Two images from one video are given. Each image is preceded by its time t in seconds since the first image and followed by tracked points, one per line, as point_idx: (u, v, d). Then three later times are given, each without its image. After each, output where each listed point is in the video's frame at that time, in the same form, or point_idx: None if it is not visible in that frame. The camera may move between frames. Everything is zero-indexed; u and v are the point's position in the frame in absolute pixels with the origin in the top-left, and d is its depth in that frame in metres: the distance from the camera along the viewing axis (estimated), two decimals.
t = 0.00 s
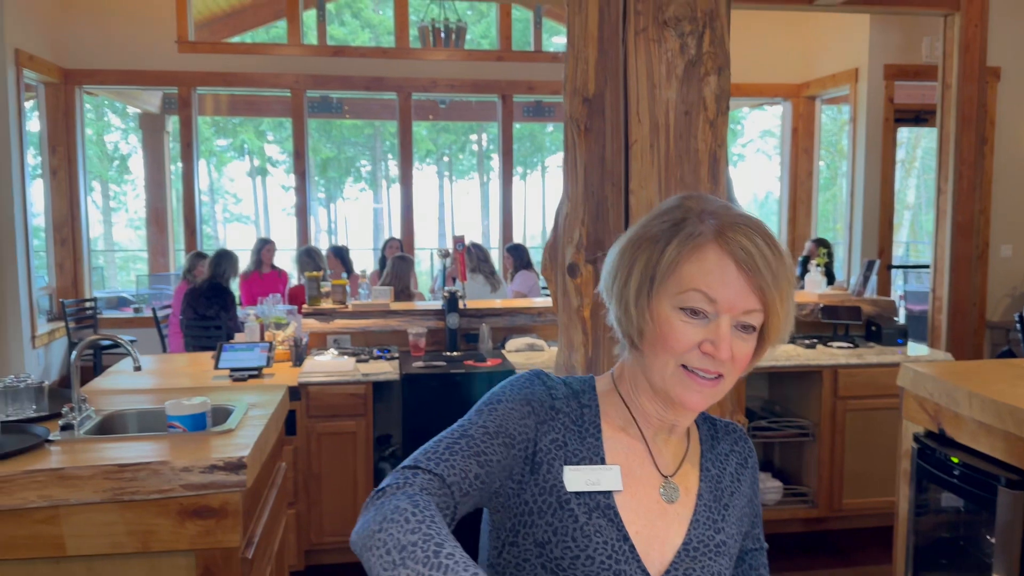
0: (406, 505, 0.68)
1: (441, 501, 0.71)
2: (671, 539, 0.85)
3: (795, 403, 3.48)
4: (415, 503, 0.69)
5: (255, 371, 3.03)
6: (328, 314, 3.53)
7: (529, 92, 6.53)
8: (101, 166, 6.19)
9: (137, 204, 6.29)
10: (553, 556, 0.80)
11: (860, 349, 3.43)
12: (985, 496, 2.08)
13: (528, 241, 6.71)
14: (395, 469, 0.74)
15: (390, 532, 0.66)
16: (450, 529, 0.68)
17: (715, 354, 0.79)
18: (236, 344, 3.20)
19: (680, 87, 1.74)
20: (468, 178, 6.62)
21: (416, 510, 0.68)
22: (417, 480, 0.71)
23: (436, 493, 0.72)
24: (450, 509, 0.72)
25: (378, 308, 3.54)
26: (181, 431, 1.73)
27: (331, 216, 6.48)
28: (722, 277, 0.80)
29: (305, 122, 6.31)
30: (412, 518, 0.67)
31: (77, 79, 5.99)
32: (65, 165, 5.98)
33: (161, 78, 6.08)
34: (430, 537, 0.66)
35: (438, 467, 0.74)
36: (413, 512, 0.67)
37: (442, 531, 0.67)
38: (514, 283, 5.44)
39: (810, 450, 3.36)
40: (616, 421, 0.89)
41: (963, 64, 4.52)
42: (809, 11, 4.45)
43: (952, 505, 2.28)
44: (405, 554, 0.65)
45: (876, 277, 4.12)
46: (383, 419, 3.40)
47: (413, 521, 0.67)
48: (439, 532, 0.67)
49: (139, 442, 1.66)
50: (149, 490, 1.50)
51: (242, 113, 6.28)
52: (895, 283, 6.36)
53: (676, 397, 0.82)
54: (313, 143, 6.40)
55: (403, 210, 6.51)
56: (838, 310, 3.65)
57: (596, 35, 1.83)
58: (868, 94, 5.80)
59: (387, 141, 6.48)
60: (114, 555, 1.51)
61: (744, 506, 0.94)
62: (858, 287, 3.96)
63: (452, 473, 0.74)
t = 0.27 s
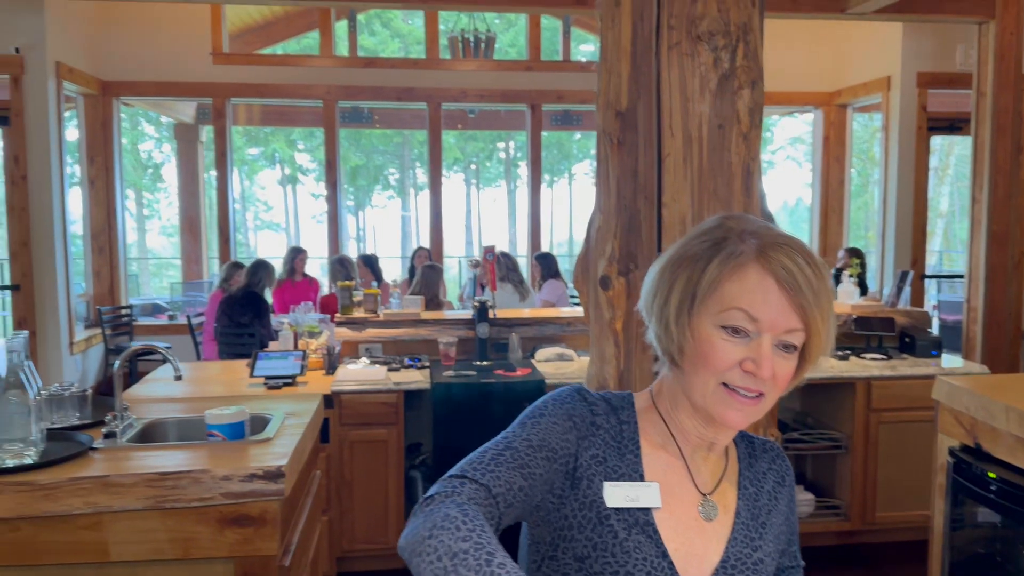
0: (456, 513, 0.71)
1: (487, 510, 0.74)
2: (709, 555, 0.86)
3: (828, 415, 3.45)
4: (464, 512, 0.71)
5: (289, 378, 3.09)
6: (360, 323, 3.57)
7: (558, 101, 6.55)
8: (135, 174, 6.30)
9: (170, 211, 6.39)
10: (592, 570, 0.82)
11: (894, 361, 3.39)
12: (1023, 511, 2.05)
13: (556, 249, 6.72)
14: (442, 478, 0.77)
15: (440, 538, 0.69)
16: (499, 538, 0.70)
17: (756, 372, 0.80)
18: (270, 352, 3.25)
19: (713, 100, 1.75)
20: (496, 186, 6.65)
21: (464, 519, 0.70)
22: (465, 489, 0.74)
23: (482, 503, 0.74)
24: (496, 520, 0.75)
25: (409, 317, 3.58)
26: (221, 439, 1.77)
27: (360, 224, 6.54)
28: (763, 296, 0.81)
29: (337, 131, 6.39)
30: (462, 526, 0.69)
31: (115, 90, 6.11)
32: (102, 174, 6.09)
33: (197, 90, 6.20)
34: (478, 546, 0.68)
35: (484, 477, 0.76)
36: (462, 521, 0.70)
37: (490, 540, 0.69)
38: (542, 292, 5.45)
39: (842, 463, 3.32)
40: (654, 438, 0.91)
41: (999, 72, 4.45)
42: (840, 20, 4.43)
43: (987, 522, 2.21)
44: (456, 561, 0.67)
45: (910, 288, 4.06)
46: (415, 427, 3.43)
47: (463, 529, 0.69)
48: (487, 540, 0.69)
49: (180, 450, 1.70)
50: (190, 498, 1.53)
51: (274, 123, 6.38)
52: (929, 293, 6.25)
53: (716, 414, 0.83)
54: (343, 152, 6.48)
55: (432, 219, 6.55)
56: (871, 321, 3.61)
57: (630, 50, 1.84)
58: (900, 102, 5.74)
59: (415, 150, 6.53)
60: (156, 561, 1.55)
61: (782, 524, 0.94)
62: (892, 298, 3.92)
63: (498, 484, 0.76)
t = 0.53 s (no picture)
0: (506, 524, 0.73)
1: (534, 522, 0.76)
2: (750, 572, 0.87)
3: (862, 426, 3.41)
4: (514, 522, 0.74)
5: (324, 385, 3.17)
6: (393, 331, 3.61)
7: (588, 109, 6.55)
8: (170, 182, 6.40)
9: (203, 217, 6.51)
10: None
11: (929, 373, 3.35)
12: None
13: (584, 255, 6.73)
14: (490, 490, 0.79)
15: (491, 548, 0.71)
16: (548, 549, 0.72)
17: (799, 392, 0.82)
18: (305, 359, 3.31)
19: (749, 113, 1.75)
20: (525, 192, 6.67)
21: (513, 530, 0.73)
22: (513, 501, 0.76)
23: (530, 515, 0.76)
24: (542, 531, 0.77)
25: (441, 325, 3.61)
26: (262, 447, 1.80)
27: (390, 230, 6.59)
28: (807, 317, 0.82)
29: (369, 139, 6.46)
30: (512, 537, 0.72)
31: (154, 100, 6.22)
32: (140, 182, 6.20)
33: (232, 100, 6.30)
34: (528, 555, 0.71)
35: (531, 490, 0.78)
36: (511, 531, 0.72)
37: (538, 552, 0.71)
38: (573, 300, 5.46)
39: (877, 475, 3.29)
40: (695, 455, 0.91)
41: None
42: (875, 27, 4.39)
43: None
44: (507, 570, 0.70)
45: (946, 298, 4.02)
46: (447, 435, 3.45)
47: (514, 539, 0.72)
48: (535, 552, 0.71)
49: (222, 458, 1.73)
50: (232, 505, 1.57)
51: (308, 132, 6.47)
52: (965, 302, 6.15)
53: (759, 433, 0.85)
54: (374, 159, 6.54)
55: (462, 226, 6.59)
56: (906, 332, 3.58)
57: (664, 63, 1.83)
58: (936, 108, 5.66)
59: (444, 156, 6.58)
60: (199, 567, 1.58)
61: (822, 542, 0.94)
62: (929, 308, 3.87)
63: (544, 497, 0.78)
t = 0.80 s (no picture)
0: (558, 543, 0.74)
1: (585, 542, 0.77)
2: None
3: (903, 438, 3.36)
4: (566, 542, 0.75)
5: (360, 393, 3.19)
6: (428, 339, 3.64)
7: (622, 116, 6.55)
8: (208, 189, 6.52)
9: (239, 223, 6.61)
10: None
11: (971, 384, 3.29)
12: None
13: (615, 261, 6.72)
14: (541, 508, 0.80)
15: (544, 567, 0.72)
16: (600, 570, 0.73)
17: (849, 414, 0.83)
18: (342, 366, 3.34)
19: (791, 124, 1.74)
20: (555, 198, 6.69)
21: (565, 551, 0.74)
22: (563, 520, 0.77)
23: (580, 534, 0.77)
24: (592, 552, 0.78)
25: (476, 334, 3.63)
26: (303, 456, 1.83)
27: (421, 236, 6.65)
28: (856, 338, 0.84)
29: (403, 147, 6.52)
30: (566, 557, 0.73)
31: (194, 110, 6.33)
32: (180, 191, 6.30)
33: (270, 109, 6.40)
34: None
35: (580, 509, 0.79)
36: (562, 552, 0.74)
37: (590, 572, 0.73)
38: (606, 309, 5.45)
39: (918, 488, 3.23)
40: (743, 474, 0.91)
41: None
42: (915, 32, 4.33)
43: None
44: None
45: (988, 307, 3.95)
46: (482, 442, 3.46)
47: (565, 560, 0.73)
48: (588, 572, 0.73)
49: (264, 467, 1.76)
50: (276, 514, 1.59)
51: (343, 140, 6.55)
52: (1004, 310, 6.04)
53: (808, 454, 0.86)
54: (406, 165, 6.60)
55: (493, 232, 6.62)
56: (947, 343, 3.52)
57: (704, 75, 1.83)
58: (976, 114, 5.57)
59: (476, 162, 6.62)
60: None
61: (874, 564, 0.94)
62: (971, 319, 3.79)
63: (594, 516, 0.79)
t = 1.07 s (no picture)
0: (611, 570, 0.77)
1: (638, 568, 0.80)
2: None
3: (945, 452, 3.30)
4: (619, 569, 0.78)
5: (398, 401, 3.22)
6: (463, 348, 3.66)
7: (656, 122, 6.51)
8: (244, 194, 6.61)
9: (274, 228, 6.70)
10: None
11: (1017, 398, 3.22)
12: None
13: (647, 266, 6.69)
14: (593, 534, 0.83)
15: None
16: None
17: (904, 444, 0.84)
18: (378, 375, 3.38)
19: (834, 137, 1.73)
20: (587, 203, 6.68)
21: None
22: (617, 546, 0.80)
23: (633, 560, 0.80)
24: None
25: (511, 342, 3.63)
26: (344, 467, 1.84)
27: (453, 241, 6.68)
28: (912, 368, 0.85)
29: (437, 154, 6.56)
30: None
31: (233, 119, 6.43)
32: (219, 199, 6.40)
33: (307, 118, 6.48)
34: None
35: (633, 535, 0.82)
36: None
37: None
38: (639, 317, 5.42)
39: (961, 503, 3.17)
40: (796, 502, 0.94)
41: None
42: (956, 36, 4.25)
43: None
44: None
45: None
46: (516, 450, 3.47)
47: None
48: None
49: (306, 478, 1.78)
50: (318, 526, 1.61)
51: (377, 147, 6.61)
52: None
53: (861, 483, 0.88)
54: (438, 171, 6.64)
55: (526, 238, 6.63)
56: (991, 355, 3.45)
57: (745, 87, 1.81)
58: (1020, 119, 5.45)
59: (507, 168, 6.64)
60: None
61: None
62: (1015, 330, 3.71)
63: (646, 542, 0.82)
